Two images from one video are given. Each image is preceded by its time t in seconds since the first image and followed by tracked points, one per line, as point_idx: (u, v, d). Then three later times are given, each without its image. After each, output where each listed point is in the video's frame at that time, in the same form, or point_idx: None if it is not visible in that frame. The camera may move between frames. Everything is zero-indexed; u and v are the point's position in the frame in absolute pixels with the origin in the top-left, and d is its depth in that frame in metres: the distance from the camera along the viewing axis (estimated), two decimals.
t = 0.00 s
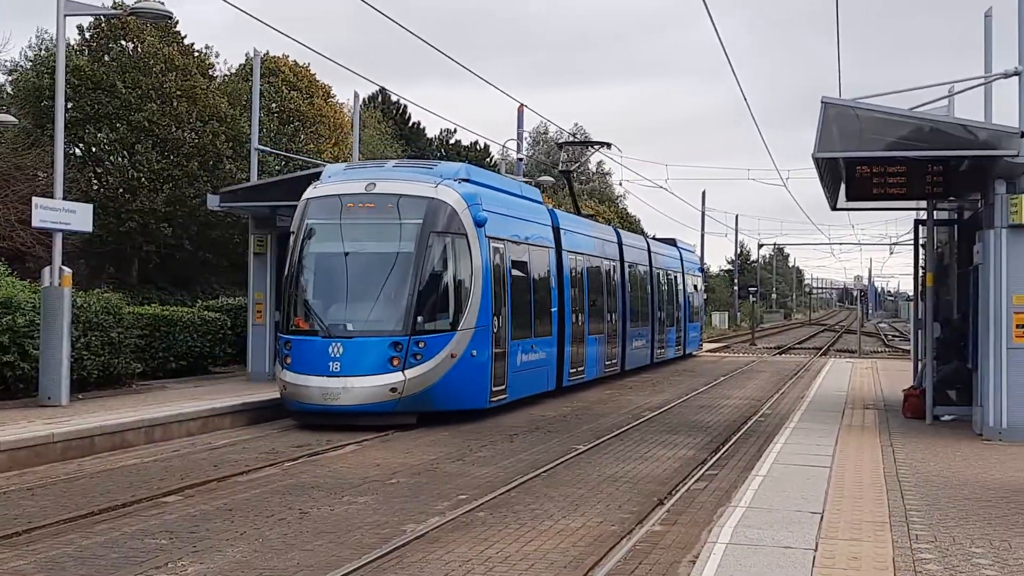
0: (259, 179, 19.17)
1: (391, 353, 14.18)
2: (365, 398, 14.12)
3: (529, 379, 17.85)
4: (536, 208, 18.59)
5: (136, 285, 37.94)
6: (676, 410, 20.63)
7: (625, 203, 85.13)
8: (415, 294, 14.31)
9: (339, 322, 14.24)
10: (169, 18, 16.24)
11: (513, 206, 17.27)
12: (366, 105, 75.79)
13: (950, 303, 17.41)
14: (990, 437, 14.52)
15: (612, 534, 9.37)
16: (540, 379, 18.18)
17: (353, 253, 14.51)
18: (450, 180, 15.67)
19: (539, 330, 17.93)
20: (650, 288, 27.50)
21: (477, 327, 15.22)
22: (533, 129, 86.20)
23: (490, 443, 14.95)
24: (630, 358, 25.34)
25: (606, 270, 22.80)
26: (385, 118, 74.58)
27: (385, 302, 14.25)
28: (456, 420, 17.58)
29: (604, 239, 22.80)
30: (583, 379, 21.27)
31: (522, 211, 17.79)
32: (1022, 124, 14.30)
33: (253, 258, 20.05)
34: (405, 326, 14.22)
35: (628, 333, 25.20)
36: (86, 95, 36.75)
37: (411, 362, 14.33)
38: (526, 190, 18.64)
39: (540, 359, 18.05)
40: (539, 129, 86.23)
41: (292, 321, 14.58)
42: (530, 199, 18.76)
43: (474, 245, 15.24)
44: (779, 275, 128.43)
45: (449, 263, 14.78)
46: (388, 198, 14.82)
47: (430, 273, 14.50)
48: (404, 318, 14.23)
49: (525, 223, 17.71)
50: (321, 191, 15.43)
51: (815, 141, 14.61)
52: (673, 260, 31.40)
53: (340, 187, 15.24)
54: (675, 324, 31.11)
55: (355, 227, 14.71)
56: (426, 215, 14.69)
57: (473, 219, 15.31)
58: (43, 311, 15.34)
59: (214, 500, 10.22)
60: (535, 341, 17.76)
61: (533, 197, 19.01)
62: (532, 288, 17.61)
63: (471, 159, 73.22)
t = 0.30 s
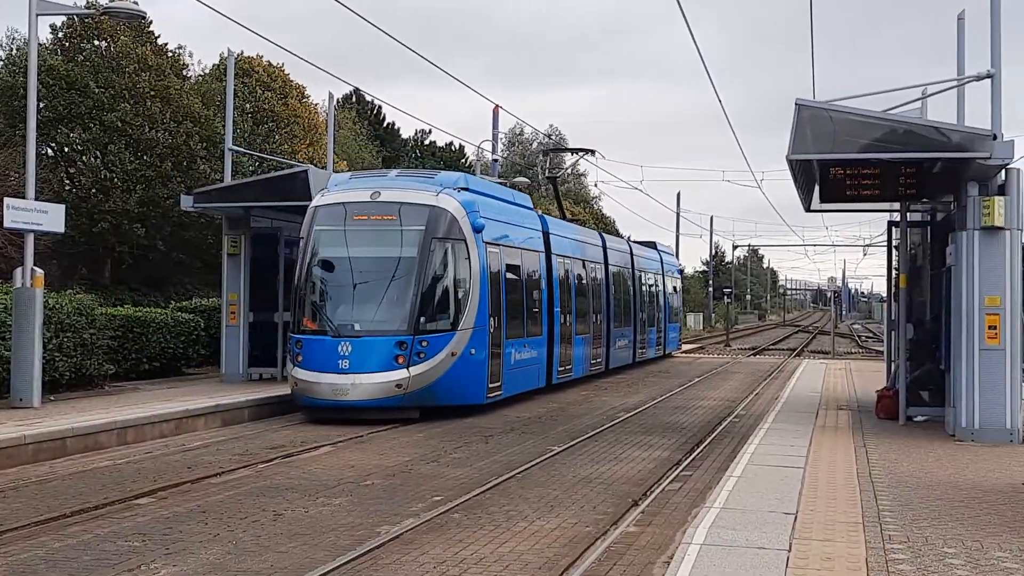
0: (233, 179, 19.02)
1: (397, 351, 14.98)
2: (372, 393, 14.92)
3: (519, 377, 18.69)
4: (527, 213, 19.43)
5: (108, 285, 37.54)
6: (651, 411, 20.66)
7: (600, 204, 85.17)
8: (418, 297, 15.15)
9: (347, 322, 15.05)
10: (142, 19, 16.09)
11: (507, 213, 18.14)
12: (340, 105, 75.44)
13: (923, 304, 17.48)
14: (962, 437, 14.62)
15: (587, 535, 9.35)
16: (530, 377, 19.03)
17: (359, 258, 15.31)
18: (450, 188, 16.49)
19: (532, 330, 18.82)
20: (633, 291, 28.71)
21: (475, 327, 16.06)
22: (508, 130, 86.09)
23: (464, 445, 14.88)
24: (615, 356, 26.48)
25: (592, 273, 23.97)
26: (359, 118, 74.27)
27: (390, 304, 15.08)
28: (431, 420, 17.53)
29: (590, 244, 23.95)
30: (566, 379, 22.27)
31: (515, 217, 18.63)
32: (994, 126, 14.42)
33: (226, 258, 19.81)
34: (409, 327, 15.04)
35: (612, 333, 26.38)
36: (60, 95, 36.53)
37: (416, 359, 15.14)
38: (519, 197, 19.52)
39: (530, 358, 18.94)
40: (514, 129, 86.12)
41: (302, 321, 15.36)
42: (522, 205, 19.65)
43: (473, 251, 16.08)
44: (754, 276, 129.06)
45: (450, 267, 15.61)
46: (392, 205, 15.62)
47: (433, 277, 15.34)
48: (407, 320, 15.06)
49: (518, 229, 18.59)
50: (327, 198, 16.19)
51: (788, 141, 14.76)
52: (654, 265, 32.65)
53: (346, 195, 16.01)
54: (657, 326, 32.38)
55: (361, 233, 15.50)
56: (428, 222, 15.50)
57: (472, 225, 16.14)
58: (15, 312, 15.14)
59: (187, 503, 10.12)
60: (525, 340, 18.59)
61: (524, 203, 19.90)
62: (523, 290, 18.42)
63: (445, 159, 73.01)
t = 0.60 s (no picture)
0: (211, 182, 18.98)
1: (406, 351, 16.24)
2: (383, 389, 16.14)
3: (514, 376, 19.97)
4: (519, 222, 20.77)
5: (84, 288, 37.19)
6: (629, 413, 20.69)
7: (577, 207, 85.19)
8: (424, 300, 16.42)
9: (359, 324, 16.30)
10: (118, 20, 16.02)
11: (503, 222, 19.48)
12: (317, 108, 75.12)
13: (899, 306, 17.29)
14: (937, 439, 14.70)
15: (564, 537, 9.33)
16: (524, 376, 20.33)
17: (371, 264, 16.55)
18: (454, 199, 17.74)
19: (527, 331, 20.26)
20: (620, 293, 30.28)
21: (477, 329, 17.38)
22: (486, 132, 86.00)
23: (442, 447, 14.85)
24: (603, 354, 28.00)
25: (582, 277, 25.49)
26: (336, 120, 73.99)
27: (399, 306, 16.35)
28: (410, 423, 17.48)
29: (579, 249, 25.45)
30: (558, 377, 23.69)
31: (509, 225, 19.94)
32: (969, 129, 14.50)
33: (203, 260, 19.82)
34: (417, 328, 16.32)
35: (600, 334, 27.89)
36: (35, 96, 36.15)
37: (423, 358, 16.42)
38: (513, 206, 20.86)
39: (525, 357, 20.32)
40: (492, 132, 86.16)
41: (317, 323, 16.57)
42: (516, 213, 20.98)
43: (475, 256, 17.37)
44: (731, 279, 129.71)
45: (454, 272, 16.88)
46: (400, 215, 16.84)
47: (438, 281, 16.61)
48: (416, 321, 16.32)
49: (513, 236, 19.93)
50: (339, 208, 17.37)
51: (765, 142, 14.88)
52: (638, 268, 34.27)
53: (356, 205, 17.19)
54: (641, 325, 33.96)
55: (372, 241, 16.71)
56: (434, 230, 16.74)
57: (474, 233, 17.45)
58: None
59: (164, 506, 10.03)
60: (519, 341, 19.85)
61: (518, 212, 21.27)
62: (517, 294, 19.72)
63: (422, 161, 72.85)
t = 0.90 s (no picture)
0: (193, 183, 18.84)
1: (416, 350, 17.21)
2: (394, 386, 17.13)
3: (510, 376, 20.91)
4: (515, 229, 21.75)
5: (65, 290, 36.88)
6: (611, 415, 20.72)
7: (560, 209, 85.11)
8: (431, 303, 17.38)
9: (370, 325, 17.23)
10: (98, 20, 15.92)
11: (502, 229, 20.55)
12: (299, 109, 74.83)
13: (880, 308, 17.49)
14: (918, 440, 14.79)
15: (547, 540, 9.33)
16: (520, 376, 21.29)
17: (380, 269, 17.52)
18: (457, 208, 18.76)
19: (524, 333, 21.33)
20: (610, 296, 31.41)
21: (481, 329, 18.35)
22: (468, 134, 85.87)
23: (424, 450, 14.81)
24: (594, 355, 29.08)
25: (574, 280, 26.59)
26: (319, 122, 73.70)
27: (407, 308, 17.29)
28: (393, 424, 17.44)
29: (571, 254, 26.54)
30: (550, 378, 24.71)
31: (506, 233, 20.90)
32: (950, 131, 14.57)
33: (184, 262, 19.68)
34: (424, 330, 17.27)
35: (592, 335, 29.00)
36: (15, 98, 35.93)
37: (432, 357, 17.38)
38: (511, 214, 21.94)
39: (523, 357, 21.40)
40: (474, 134, 86.05)
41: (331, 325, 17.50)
42: (514, 221, 22.06)
43: (479, 262, 18.37)
44: (714, 281, 130.12)
45: (459, 277, 17.86)
46: (407, 223, 17.82)
47: (444, 285, 17.59)
48: (423, 322, 17.27)
49: (511, 243, 21.01)
50: (349, 218, 18.36)
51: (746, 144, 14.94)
52: (627, 272, 35.43)
53: (366, 215, 18.19)
54: (630, 328, 35.09)
55: (381, 247, 17.69)
56: (439, 238, 17.73)
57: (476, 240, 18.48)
58: None
59: (145, 509, 9.97)
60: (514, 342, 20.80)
61: (515, 219, 22.36)
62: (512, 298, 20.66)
63: (405, 164, 72.62)
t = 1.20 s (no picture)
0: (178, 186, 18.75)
1: (426, 350, 18.43)
2: (406, 383, 18.36)
3: (509, 375, 21.95)
4: (516, 236, 22.97)
5: (50, 292, 36.63)
6: (597, 416, 20.75)
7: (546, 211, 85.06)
8: (441, 305, 18.61)
9: (383, 327, 18.43)
10: (84, 22, 15.82)
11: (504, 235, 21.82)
12: (285, 112, 74.64)
13: (865, 309, 17.51)
14: (904, 441, 14.84)
15: (533, 541, 9.31)
16: (520, 374, 22.53)
17: (392, 273, 18.70)
18: (464, 216, 19.98)
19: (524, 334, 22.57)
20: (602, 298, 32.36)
21: (486, 330, 19.60)
22: (454, 137, 85.77)
23: (410, 452, 14.77)
24: (587, 355, 29.92)
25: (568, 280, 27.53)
26: (305, 124, 73.51)
27: (418, 310, 18.50)
28: (380, 426, 17.43)
29: (565, 255, 27.53)
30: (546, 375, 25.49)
31: (507, 239, 22.09)
32: (934, 133, 14.65)
33: (170, 265, 19.49)
34: (434, 330, 18.49)
35: (586, 336, 30.11)
36: None
37: (441, 356, 18.61)
38: (512, 221, 23.25)
39: (522, 356, 22.62)
40: (460, 136, 86.00)
41: (347, 326, 18.67)
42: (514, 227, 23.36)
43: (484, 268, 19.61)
44: (699, 283, 130.43)
45: (466, 281, 19.09)
46: (418, 230, 18.99)
47: (452, 288, 18.82)
48: (433, 324, 18.50)
49: (513, 248, 22.27)
50: (363, 224, 19.49)
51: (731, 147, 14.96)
52: (619, 275, 36.47)
53: (378, 222, 19.32)
54: (622, 329, 36.06)
55: (393, 252, 18.84)
56: (448, 244, 18.93)
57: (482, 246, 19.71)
58: None
59: (130, 512, 9.92)
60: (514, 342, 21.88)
61: (515, 226, 23.63)
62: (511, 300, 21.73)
63: (391, 166, 72.42)
